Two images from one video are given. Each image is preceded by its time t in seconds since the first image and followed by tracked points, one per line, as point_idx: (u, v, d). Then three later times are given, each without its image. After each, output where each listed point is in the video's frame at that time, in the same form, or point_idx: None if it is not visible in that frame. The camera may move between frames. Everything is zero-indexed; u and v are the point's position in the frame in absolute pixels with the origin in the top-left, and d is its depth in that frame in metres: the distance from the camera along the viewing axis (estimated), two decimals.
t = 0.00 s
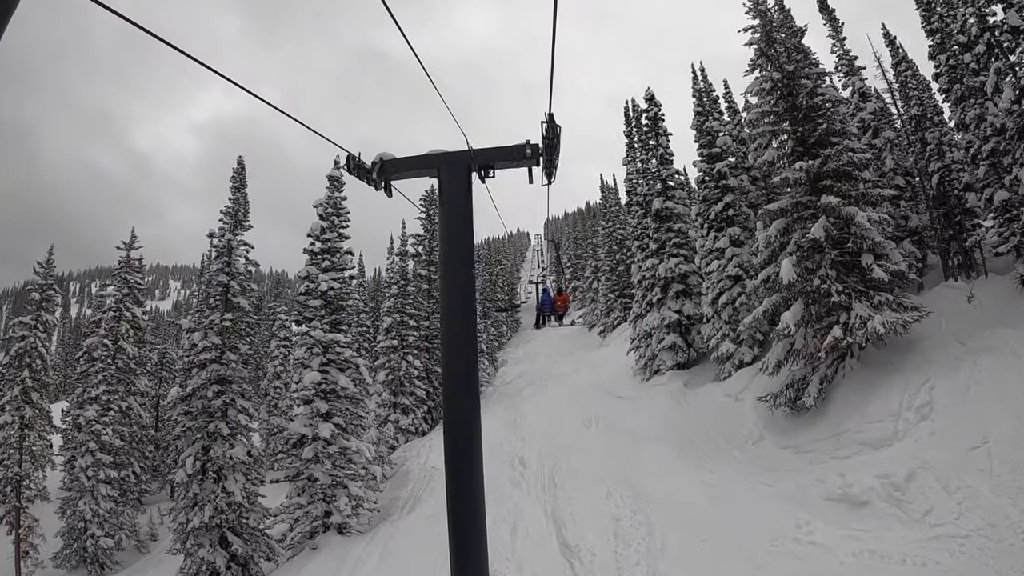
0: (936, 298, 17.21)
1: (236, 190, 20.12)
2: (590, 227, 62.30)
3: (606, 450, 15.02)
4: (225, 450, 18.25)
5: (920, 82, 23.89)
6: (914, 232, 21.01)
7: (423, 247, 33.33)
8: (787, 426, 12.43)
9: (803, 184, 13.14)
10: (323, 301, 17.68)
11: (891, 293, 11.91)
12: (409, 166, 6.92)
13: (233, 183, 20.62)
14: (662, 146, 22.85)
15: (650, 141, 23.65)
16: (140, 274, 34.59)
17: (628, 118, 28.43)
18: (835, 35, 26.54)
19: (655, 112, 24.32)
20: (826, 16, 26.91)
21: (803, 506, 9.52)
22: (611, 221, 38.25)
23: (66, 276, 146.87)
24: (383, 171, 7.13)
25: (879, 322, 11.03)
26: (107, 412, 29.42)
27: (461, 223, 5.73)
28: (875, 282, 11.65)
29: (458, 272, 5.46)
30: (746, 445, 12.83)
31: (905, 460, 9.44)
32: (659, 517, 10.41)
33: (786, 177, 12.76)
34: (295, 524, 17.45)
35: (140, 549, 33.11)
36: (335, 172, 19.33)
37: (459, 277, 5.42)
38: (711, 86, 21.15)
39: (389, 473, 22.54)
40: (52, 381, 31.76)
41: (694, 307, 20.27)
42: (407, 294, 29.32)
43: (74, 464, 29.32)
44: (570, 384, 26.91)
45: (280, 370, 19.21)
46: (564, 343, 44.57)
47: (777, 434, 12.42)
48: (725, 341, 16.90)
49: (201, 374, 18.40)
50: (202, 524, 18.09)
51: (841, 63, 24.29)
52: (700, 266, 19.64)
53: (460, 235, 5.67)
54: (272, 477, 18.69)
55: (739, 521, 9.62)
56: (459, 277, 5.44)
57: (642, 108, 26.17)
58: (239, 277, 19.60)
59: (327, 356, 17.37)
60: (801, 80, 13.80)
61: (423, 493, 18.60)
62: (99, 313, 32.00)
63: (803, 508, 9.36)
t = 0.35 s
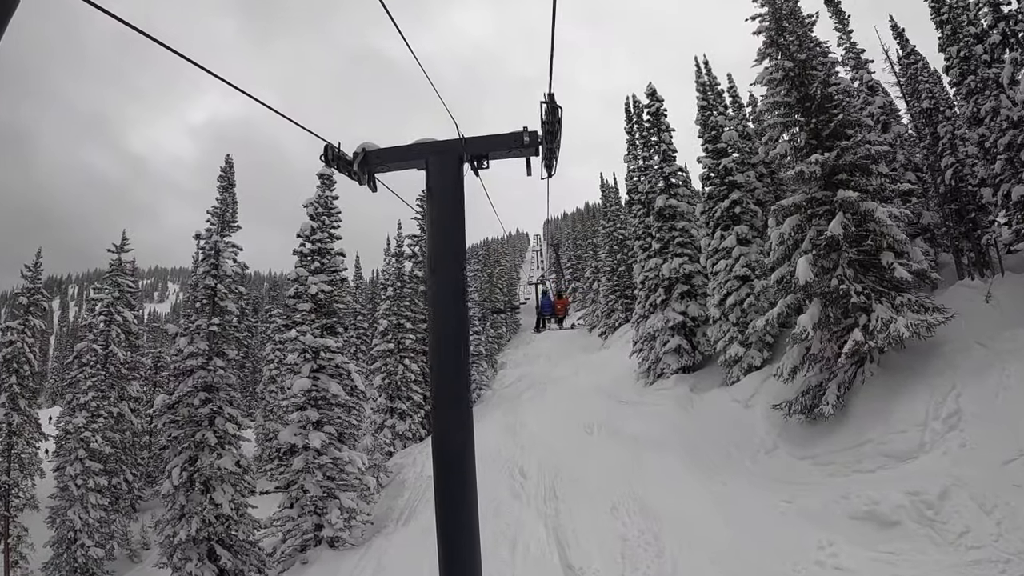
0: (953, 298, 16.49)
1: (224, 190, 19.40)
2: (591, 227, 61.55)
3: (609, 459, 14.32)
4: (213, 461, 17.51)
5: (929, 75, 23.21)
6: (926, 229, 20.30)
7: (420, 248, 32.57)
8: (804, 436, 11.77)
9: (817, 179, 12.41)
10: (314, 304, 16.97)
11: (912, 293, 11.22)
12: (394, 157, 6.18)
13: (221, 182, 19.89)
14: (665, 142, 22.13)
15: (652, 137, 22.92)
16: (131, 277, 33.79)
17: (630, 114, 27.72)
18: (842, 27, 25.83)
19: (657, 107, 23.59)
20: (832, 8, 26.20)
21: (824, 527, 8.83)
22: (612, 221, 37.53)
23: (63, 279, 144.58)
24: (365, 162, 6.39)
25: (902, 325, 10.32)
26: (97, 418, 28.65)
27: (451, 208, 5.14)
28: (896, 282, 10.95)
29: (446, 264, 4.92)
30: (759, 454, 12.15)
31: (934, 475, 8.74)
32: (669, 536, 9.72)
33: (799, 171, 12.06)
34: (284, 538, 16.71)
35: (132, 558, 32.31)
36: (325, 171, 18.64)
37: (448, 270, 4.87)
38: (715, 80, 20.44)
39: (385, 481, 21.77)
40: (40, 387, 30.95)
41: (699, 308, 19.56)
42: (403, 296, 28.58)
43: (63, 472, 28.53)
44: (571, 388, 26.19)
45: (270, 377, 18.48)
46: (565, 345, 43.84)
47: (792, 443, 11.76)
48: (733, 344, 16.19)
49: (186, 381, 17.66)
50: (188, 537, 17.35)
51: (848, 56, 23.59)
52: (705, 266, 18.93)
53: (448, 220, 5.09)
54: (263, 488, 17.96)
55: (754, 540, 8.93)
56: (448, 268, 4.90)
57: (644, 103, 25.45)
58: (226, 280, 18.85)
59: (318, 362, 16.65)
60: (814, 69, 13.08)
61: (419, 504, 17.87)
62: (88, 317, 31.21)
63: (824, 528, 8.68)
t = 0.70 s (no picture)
0: (973, 297, 15.75)
1: (213, 190, 18.71)
2: (591, 227, 60.87)
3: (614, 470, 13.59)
4: (201, 472, 16.81)
5: (941, 67, 22.49)
6: (940, 226, 19.58)
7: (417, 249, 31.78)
8: (823, 447, 11.09)
9: (834, 173, 11.71)
10: (304, 309, 16.25)
11: (936, 293, 10.55)
12: (376, 148, 5.42)
13: (209, 182, 19.16)
14: (669, 137, 21.38)
15: (655, 133, 22.16)
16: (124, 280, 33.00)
17: (631, 109, 26.97)
18: (849, 20, 25.11)
19: (659, 102, 22.84)
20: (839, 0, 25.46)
21: (851, 549, 8.11)
22: (613, 220, 36.86)
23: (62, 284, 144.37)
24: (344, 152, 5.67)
25: (927, 328, 9.62)
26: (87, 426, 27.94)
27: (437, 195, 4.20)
28: (921, 281, 10.29)
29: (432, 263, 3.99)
30: (773, 466, 11.48)
31: (969, 493, 8.01)
32: (680, 558, 9.02)
33: (815, 164, 11.37)
34: (275, 553, 15.97)
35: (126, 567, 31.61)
36: (316, 170, 17.94)
37: (438, 263, 3.98)
38: (720, 73, 19.74)
39: (382, 490, 21.05)
40: (30, 394, 30.19)
41: (706, 310, 18.86)
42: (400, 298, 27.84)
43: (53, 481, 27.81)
44: (573, 391, 25.51)
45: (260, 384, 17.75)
46: (566, 346, 43.13)
47: (810, 455, 11.14)
48: (742, 347, 15.48)
49: (173, 389, 16.94)
50: (176, 552, 16.65)
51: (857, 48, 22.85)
52: (712, 266, 18.23)
53: (436, 210, 4.15)
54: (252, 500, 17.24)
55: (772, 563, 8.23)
56: (434, 266, 3.99)
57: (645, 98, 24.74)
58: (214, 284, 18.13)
59: (308, 369, 15.91)
60: (828, 57, 12.36)
61: (415, 515, 17.14)
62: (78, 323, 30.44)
63: (851, 552, 7.97)
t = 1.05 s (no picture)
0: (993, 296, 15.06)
1: (199, 191, 18.02)
2: (591, 228, 60.19)
3: (620, 483, 12.87)
4: (186, 486, 16.02)
5: (950, 60, 21.86)
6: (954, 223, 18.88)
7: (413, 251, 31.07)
8: (846, 461, 10.35)
9: (851, 167, 11.03)
10: (292, 314, 15.55)
11: (963, 294, 9.87)
12: (354, 137, 4.65)
13: (196, 183, 18.48)
14: (671, 135, 20.73)
15: (657, 130, 21.50)
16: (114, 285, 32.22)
17: (632, 106, 26.32)
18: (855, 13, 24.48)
19: (661, 98, 22.20)
20: None
21: None
22: (614, 220, 36.20)
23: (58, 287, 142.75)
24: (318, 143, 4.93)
25: (956, 331, 8.92)
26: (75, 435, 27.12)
27: (422, 192, 3.78)
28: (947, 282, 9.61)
29: (417, 262, 3.53)
30: (790, 480, 10.78)
31: (1012, 513, 7.27)
32: None
33: (832, 158, 10.68)
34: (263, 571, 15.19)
35: None
36: (306, 169, 17.26)
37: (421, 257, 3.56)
38: (724, 67, 19.09)
39: (378, 502, 20.28)
40: (17, 403, 29.33)
41: (712, 312, 18.18)
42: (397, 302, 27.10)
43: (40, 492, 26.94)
44: (574, 397, 24.79)
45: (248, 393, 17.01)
46: (567, 350, 42.37)
47: (829, 468, 10.46)
48: (752, 352, 14.80)
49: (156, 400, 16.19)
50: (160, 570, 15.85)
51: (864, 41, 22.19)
52: (719, 267, 17.54)
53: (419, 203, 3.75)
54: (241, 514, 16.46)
55: None
56: (418, 267, 3.54)
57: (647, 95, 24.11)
58: (200, 289, 17.41)
59: (297, 378, 15.17)
60: (841, 45, 11.68)
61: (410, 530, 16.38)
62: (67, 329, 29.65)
63: None
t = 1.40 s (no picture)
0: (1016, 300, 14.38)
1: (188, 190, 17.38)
2: (593, 229, 59.54)
3: (627, 498, 12.19)
4: (172, 498, 15.31)
5: (964, 56, 21.17)
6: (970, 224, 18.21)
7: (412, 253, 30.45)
8: (869, 478, 9.63)
9: (874, 163, 10.32)
10: (283, 318, 14.89)
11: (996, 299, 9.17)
12: (328, 118, 3.82)
13: (185, 182, 17.84)
14: (678, 132, 20.04)
15: (663, 127, 20.82)
16: (107, 287, 31.50)
17: (636, 104, 25.64)
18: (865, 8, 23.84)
19: (667, 95, 21.53)
20: None
21: None
22: (617, 221, 35.55)
23: (59, 288, 142.20)
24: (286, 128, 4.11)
25: (993, 339, 8.21)
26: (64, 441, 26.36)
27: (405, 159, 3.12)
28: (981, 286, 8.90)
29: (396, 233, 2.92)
30: (809, 497, 10.07)
31: None
32: None
33: (855, 152, 9.96)
34: None
35: None
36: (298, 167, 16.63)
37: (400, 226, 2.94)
38: (733, 61, 18.37)
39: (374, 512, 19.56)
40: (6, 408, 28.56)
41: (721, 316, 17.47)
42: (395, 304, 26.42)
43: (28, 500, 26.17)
44: (577, 403, 24.07)
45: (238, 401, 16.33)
46: (568, 353, 41.64)
47: (853, 485, 9.72)
48: (765, 359, 14.08)
49: (142, 408, 15.51)
50: None
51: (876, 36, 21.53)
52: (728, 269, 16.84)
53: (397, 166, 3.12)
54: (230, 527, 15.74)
55: None
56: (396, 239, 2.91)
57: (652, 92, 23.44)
58: (188, 292, 16.73)
59: (287, 386, 14.48)
60: (862, 33, 11.00)
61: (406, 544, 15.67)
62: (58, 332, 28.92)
63: None
